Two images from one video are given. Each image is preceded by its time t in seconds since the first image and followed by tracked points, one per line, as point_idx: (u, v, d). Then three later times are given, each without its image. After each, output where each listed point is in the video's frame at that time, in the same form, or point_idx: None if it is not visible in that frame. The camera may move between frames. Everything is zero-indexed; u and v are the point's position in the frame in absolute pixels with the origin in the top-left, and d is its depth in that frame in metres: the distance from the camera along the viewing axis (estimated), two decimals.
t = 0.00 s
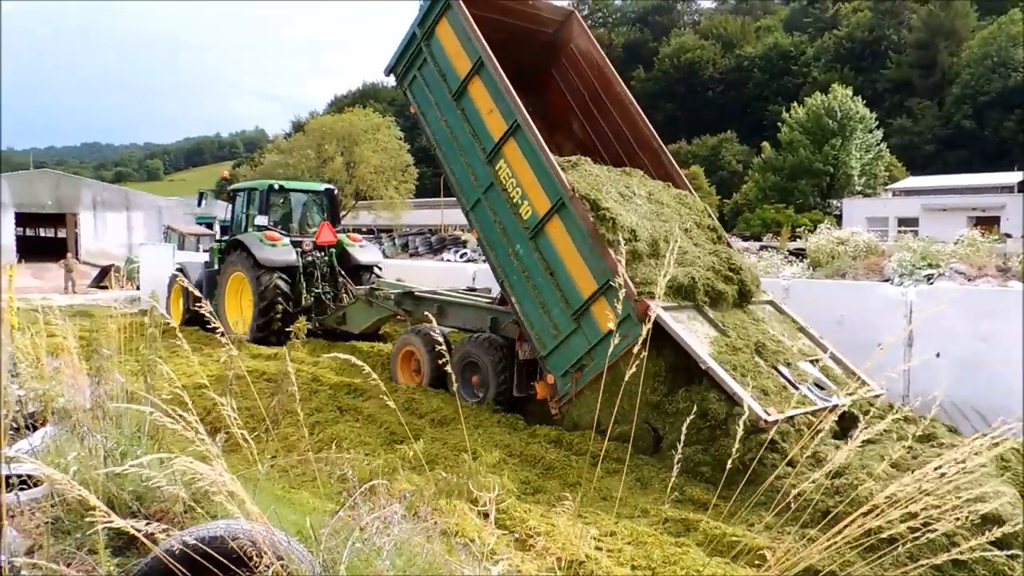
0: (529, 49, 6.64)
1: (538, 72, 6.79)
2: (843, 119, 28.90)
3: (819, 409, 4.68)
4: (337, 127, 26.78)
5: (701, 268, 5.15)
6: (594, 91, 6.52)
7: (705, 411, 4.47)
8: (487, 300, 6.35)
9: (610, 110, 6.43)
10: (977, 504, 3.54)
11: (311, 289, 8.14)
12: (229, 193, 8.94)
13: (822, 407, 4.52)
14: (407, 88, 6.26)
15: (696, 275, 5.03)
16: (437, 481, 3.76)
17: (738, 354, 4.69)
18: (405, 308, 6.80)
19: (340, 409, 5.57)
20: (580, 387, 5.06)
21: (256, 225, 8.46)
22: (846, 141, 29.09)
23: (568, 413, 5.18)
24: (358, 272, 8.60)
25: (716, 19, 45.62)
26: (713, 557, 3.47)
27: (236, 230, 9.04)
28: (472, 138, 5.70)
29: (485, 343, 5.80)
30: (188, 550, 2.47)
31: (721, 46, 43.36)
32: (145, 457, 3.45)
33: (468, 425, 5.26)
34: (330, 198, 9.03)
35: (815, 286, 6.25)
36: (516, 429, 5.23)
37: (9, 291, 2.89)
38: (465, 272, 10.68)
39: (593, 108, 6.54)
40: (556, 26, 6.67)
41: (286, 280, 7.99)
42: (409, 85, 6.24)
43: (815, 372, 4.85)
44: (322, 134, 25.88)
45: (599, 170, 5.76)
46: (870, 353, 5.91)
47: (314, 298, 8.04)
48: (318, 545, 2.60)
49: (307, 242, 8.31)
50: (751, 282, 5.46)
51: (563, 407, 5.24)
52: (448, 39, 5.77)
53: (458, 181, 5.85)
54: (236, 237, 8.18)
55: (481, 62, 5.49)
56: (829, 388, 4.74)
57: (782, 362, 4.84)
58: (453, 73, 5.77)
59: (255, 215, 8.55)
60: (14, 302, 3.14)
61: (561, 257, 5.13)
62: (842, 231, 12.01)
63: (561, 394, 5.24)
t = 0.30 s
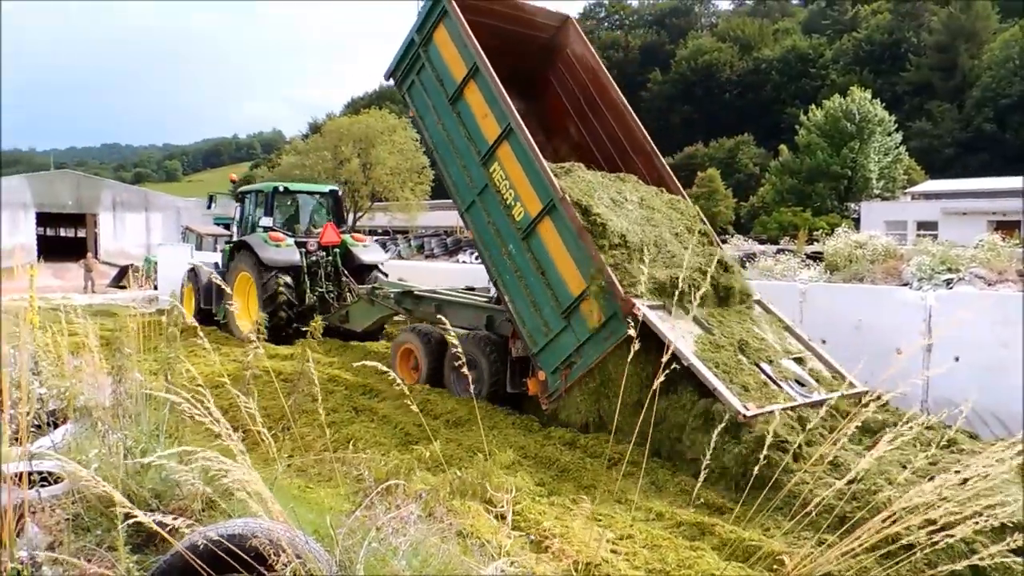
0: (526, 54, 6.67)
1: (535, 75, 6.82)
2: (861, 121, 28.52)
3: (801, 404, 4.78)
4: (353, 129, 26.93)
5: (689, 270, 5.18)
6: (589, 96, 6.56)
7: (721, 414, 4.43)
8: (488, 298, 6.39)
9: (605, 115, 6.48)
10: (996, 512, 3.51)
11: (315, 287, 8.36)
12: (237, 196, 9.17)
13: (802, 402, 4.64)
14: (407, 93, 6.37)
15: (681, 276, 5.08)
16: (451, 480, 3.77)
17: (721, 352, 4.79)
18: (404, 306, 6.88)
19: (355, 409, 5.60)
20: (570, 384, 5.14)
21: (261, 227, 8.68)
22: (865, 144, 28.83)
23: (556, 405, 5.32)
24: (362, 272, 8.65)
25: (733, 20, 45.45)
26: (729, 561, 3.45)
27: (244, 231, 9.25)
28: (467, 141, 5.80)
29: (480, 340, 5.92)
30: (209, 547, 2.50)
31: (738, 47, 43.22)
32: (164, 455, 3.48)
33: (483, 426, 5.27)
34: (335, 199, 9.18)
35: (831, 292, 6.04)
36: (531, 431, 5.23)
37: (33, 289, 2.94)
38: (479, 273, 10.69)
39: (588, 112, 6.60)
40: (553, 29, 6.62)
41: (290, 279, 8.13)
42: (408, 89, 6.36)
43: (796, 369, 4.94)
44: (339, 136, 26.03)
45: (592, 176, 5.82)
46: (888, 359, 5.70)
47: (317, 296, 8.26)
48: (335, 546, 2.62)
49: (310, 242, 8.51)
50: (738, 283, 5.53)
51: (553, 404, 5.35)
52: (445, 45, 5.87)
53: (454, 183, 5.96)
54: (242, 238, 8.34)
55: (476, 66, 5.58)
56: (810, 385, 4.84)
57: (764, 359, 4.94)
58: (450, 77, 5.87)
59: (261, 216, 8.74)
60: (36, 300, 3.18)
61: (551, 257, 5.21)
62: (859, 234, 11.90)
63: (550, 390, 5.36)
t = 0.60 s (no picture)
0: (521, 62, 6.90)
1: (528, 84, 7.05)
2: (873, 126, 28.37)
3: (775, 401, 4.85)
4: (364, 130, 27.08)
5: (672, 272, 5.24)
6: (580, 103, 6.74)
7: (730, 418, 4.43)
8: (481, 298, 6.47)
9: (595, 121, 6.64)
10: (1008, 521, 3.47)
11: (315, 286, 8.26)
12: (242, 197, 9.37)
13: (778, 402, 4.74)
14: (402, 100, 6.55)
15: (661, 277, 5.14)
16: (460, 483, 3.77)
17: (699, 350, 4.84)
18: (400, 306, 7.04)
19: (365, 411, 5.61)
20: (555, 381, 5.27)
21: (263, 227, 8.75)
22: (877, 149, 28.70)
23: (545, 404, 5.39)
24: (361, 272, 8.66)
25: (745, 24, 45.43)
26: (737, 567, 3.43)
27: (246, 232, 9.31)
28: (459, 146, 5.96)
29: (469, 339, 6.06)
30: (222, 545, 2.51)
31: (750, 51, 43.19)
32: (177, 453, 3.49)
33: (491, 428, 5.27)
34: (334, 201, 9.33)
35: (848, 298, 5.89)
36: (540, 434, 5.22)
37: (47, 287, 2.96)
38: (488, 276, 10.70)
39: (579, 118, 6.77)
40: (546, 40, 6.86)
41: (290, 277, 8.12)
42: (404, 96, 6.53)
43: (774, 366, 4.99)
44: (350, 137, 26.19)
45: (579, 184, 5.91)
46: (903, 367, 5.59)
47: (317, 295, 8.16)
48: (345, 546, 2.63)
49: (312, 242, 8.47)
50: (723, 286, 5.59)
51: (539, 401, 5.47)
52: (438, 53, 6.03)
53: (447, 186, 6.13)
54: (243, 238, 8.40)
55: (466, 74, 5.72)
56: (785, 382, 4.90)
57: (741, 358, 4.97)
58: (442, 84, 6.02)
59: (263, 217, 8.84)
60: (51, 299, 3.22)
61: (538, 258, 5.34)
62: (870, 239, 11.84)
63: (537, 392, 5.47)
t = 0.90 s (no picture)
0: (512, 69, 7.23)
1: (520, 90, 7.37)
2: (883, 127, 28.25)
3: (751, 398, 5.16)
4: (374, 132, 27.23)
5: (652, 274, 5.52)
6: (569, 109, 7.04)
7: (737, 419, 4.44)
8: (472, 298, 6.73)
9: (583, 127, 6.93)
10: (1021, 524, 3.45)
11: (312, 285, 8.59)
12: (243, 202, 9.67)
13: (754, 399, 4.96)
14: (395, 106, 6.85)
15: (640, 279, 5.40)
16: (470, 486, 3.77)
17: (677, 349, 5.10)
18: (395, 305, 7.32)
19: (374, 413, 5.62)
20: (538, 379, 5.56)
21: (261, 229, 8.91)
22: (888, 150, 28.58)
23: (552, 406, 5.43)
24: (359, 272, 8.88)
25: (754, 25, 45.39)
26: (746, 570, 3.42)
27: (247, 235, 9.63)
28: (449, 152, 6.25)
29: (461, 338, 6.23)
30: (235, 547, 2.52)
31: (759, 52, 43.12)
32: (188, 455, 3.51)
33: (500, 429, 5.26)
34: (332, 203, 9.61)
35: (857, 301, 5.85)
36: (549, 436, 5.20)
37: (58, 289, 3.01)
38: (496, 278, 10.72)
39: (567, 124, 7.08)
40: (536, 47, 7.17)
41: (288, 278, 8.46)
42: (397, 104, 6.84)
43: (749, 365, 5.28)
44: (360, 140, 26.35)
45: (567, 190, 6.19)
46: (915, 369, 5.55)
47: (315, 295, 8.49)
48: (356, 549, 2.64)
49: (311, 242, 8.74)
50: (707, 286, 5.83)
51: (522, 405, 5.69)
52: (429, 63, 6.33)
53: (437, 190, 6.43)
54: (243, 240, 8.72)
55: (456, 83, 6.02)
56: (760, 380, 5.17)
57: (717, 355, 5.24)
58: (434, 92, 6.32)
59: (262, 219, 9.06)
60: (63, 300, 3.25)
61: (523, 261, 5.65)
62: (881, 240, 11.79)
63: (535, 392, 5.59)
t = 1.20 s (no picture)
0: (505, 71, 7.45)
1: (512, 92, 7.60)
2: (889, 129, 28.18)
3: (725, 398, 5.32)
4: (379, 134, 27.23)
5: (632, 275, 5.75)
6: (559, 111, 7.25)
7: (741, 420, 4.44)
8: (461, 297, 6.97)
9: (572, 129, 7.15)
10: None
11: (308, 286, 8.77)
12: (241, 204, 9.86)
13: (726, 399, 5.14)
14: (388, 107, 7.07)
15: (619, 280, 5.63)
16: (475, 489, 3.76)
17: (653, 349, 5.26)
18: (387, 304, 7.50)
19: (378, 414, 5.63)
20: (519, 375, 5.76)
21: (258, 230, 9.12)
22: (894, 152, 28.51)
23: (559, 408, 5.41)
24: (353, 272, 9.05)
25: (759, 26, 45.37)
26: (750, 572, 3.42)
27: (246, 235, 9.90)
28: (438, 153, 6.47)
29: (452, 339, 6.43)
30: (237, 550, 2.52)
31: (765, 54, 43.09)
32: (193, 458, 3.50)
33: (504, 431, 5.27)
34: (328, 205, 9.85)
35: (862, 303, 5.84)
36: (553, 437, 5.21)
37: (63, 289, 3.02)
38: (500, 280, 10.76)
39: (557, 125, 7.31)
40: (529, 49, 7.38)
41: (284, 278, 8.58)
42: (390, 104, 7.06)
43: (723, 365, 5.45)
44: (365, 142, 26.38)
45: (553, 194, 6.39)
46: (922, 370, 5.49)
47: (310, 295, 8.68)
48: (361, 550, 2.65)
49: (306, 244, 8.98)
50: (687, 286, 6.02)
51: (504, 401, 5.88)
52: (421, 66, 6.55)
53: (426, 190, 6.65)
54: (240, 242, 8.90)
55: (446, 86, 6.23)
56: (734, 380, 5.35)
57: (693, 355, 5.38)
58: (425, 95, 6.54)
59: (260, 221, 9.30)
60: (67, 302, 3.25)
61: (507, 260, 5.86)
62: (886, 242, 11.73)
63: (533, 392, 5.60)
